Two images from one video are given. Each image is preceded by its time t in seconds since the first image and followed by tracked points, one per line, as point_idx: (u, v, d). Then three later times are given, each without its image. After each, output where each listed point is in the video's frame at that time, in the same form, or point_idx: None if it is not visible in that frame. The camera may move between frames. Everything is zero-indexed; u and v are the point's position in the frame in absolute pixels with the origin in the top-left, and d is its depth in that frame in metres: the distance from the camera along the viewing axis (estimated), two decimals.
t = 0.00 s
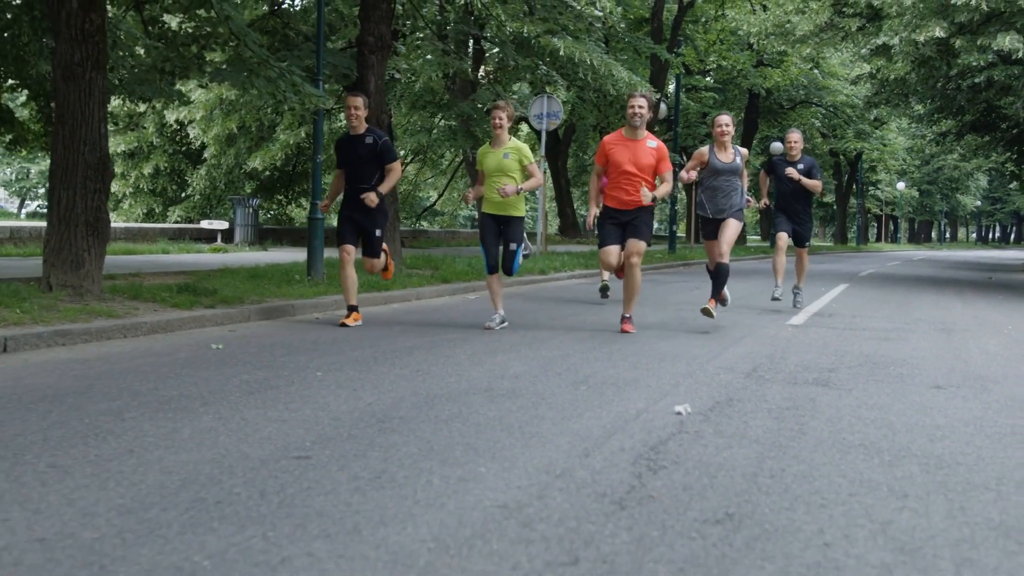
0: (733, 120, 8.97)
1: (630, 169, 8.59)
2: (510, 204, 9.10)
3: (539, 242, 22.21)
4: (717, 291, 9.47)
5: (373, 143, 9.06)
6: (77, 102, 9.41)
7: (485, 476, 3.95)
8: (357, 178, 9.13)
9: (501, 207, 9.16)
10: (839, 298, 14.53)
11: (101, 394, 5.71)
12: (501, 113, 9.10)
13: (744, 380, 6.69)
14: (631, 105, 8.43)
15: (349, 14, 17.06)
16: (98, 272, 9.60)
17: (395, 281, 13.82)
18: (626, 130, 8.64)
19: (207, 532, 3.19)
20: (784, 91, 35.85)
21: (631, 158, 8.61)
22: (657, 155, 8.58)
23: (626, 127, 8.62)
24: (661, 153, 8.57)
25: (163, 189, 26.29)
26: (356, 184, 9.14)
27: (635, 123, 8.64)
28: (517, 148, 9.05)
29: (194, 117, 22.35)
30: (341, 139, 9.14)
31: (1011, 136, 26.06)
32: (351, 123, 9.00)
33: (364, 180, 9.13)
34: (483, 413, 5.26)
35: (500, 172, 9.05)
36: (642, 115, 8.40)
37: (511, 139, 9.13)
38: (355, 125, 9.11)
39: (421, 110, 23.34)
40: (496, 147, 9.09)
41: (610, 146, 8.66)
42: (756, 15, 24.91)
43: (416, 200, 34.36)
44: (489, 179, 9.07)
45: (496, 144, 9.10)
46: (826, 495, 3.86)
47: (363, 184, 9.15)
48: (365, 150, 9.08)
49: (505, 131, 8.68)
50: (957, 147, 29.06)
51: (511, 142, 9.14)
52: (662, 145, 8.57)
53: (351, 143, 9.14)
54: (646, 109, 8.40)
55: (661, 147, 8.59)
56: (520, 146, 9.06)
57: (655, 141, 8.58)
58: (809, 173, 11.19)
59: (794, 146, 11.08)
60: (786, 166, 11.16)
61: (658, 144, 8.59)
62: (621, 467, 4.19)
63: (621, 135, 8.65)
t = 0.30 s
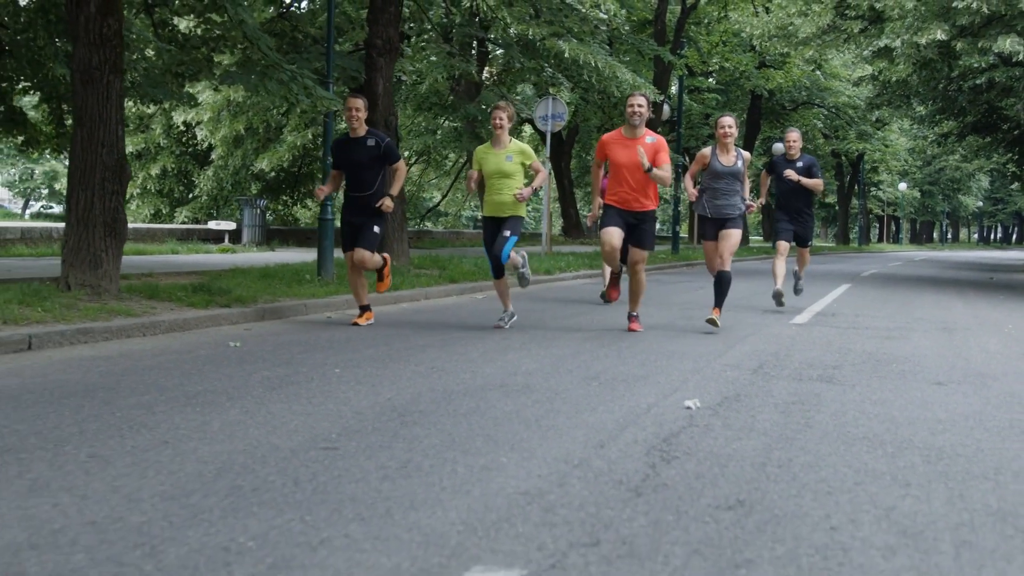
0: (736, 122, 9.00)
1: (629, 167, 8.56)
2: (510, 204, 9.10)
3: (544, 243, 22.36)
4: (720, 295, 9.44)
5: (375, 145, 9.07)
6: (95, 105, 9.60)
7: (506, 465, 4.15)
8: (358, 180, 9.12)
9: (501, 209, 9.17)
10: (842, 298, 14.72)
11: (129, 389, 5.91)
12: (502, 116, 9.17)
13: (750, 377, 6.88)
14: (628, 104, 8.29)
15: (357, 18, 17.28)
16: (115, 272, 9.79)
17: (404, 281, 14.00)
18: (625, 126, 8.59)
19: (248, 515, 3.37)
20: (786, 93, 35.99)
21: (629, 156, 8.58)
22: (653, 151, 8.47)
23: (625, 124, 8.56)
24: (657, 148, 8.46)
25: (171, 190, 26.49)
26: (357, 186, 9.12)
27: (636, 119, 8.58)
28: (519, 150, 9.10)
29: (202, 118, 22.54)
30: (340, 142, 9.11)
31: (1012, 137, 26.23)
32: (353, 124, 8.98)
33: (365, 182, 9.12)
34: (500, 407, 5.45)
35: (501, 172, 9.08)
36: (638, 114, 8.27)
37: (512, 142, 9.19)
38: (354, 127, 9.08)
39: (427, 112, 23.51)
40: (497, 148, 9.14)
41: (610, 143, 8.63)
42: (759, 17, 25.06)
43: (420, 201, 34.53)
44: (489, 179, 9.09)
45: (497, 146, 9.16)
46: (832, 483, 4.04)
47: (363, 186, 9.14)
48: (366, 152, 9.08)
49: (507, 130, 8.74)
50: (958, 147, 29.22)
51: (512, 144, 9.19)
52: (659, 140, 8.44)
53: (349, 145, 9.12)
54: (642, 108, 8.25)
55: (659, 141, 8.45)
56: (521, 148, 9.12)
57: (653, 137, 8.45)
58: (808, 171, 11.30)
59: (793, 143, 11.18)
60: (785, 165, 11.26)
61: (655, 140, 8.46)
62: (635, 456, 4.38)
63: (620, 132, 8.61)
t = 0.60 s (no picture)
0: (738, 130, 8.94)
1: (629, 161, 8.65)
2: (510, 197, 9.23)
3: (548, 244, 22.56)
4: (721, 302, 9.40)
5: (378, 140, 9.25)
6: (113, 108, 9.79)
7: (526, 456, 4.34)
8: (360, 174, 9.29)
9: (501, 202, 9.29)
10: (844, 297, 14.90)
11: (155, 385, 6.10)
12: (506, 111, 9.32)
13: (756, 374, 7.07)
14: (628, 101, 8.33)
15: (365, 20, 17.47)
16: (132, 271, 9.98)
17: (412, 281, 14.19)
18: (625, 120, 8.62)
19: (285, 501, 3.57)
20: (788, 94, 36.16)
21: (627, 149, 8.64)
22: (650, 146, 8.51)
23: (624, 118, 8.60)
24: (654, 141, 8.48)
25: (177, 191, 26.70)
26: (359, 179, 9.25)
27: (633, 113, 8.73)
28: (521, 144, 9.25)
29: (209, 120, 22.74)
30: (343, 136, 9.28)
31: (1013, 138, 26.41)
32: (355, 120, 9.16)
33: (368, 175, 9.26)
34: (515, 402, 5.65)
35: (502, 165, 9.22)
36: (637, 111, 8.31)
37: (515, 137, 9.33)
38: (357, 122, 9.25)
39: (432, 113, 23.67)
40: (499, 142, 9.29)
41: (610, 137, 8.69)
42: (762, 19, 25.22)
43: (424, 202, 34.72)
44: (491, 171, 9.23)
45: (500, 139, 9.30)
46: (837, 472, 4.23)
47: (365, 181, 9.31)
48: (369, 146, 9.26)
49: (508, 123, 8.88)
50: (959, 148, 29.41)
51: (515, 139, 9.33)
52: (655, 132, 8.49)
53: (352, 140, 9.29)
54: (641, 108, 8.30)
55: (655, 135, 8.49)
56: (523, 142, 9.26)
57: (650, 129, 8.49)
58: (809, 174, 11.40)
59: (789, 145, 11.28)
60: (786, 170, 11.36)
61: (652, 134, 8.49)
62: (648, 448, 4.56)
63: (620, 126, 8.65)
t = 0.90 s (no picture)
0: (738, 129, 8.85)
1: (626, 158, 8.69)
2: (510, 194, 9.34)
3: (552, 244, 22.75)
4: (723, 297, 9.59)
5: (379, 133, 9.18)
6: (128, 110, 9.98)
7: (543, 446, 4.54)
8: (360, 167, 9.22)
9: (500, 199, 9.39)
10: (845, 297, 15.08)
11: (179, 380, 6.31)
12: (506, 107, 9.44)
13: (761, 370, 7.26)
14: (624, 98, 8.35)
15: (371, 23, 17.68)
16: (147, 270, 10.18)
17: (419, 280, 14.38)
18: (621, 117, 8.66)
19: (319, 487, 3.77)
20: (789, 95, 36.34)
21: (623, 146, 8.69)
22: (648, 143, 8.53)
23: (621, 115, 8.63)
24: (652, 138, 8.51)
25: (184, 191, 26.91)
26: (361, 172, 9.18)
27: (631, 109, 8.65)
28: (521, 142, 9.38)
29: (216, 121, 22.93)
30: (344, 128, 9.18)
31: (1013, 139, 26.62)
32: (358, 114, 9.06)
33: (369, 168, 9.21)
34: (528, 395, 5.84)
35: (503, 162, 9.33)
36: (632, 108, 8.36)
37: (515, 135, 9.45)
38: (358, 114, 9.15)
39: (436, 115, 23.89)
40: (500, 139, 9.40)
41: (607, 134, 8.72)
42: (764, 21, 25.42)
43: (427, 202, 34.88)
44: (491, 167, 9.32)
45: (501, 136, 9.40)
46: (842, 461, 4.42)
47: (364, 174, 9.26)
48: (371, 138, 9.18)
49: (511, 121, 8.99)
50: (960, 149, 29.60)
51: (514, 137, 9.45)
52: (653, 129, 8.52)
53: (352, 132, 9.20)
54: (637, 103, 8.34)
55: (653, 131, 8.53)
56: (523, 139, 9.39)
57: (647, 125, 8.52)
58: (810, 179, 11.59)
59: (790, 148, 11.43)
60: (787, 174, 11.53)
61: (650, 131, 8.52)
62: (660, 439, 4.76)
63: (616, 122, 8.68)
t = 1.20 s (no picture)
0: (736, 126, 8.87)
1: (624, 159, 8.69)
2: (507, 194, 9.20)
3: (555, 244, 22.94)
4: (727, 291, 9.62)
5: (379, 132, 9.26)
6: (144, 112, 10.18)
7: (558, 438, 4.72)
8: (360, 166, 9.27)
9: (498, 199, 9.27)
10: (845, 296, 15.25)
11: (201, 375, 6.50)
12: (507, 109, 9.38)
13: (765, 367, 7.44)
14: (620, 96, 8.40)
15: (376, 25, 17.88)
16: (162, 269, 10.37)
17: (425, 280, 14.58)
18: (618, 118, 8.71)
19: (347, 475, 3.96)
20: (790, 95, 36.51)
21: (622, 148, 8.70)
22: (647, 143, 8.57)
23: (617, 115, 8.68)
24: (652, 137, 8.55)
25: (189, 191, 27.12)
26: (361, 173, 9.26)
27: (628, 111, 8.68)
28: (521, 143, 9.30)
29: (222, 122, 23.11)
30: (344, 127, 9.25)
31: (1012, 139, 26.79)
32: (359, 111, 9.14)
33: (369, 168, 9.28)
34: (541, 390, 6.03)
35: (502, 162, 9.23)
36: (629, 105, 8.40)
37: (515, 137, 9.38)
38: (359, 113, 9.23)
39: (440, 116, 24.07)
40: (500, 140, 9.33)
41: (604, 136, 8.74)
42: (766, 23, 25.60)
43: (430, 202, 35.04)
44: (490, 167, 9.23)
45: (501, 137, 9.34)
46: (845, 453, 4.61)
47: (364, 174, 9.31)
48: (371, 138, 9.26)
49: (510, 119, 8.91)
50: (960, 149, 29.76)
51: (514, 139, 9.37)
52: (654, 128, 8.58)
53: (352, 131, 9.26)
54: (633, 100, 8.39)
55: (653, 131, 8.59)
56: (523, 141, 9.31)
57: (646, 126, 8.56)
58: (809, 183, 11.70)
59: (788, 150, 11.49)
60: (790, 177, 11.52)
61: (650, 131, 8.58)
62: (669, 431, 4.94)
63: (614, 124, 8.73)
